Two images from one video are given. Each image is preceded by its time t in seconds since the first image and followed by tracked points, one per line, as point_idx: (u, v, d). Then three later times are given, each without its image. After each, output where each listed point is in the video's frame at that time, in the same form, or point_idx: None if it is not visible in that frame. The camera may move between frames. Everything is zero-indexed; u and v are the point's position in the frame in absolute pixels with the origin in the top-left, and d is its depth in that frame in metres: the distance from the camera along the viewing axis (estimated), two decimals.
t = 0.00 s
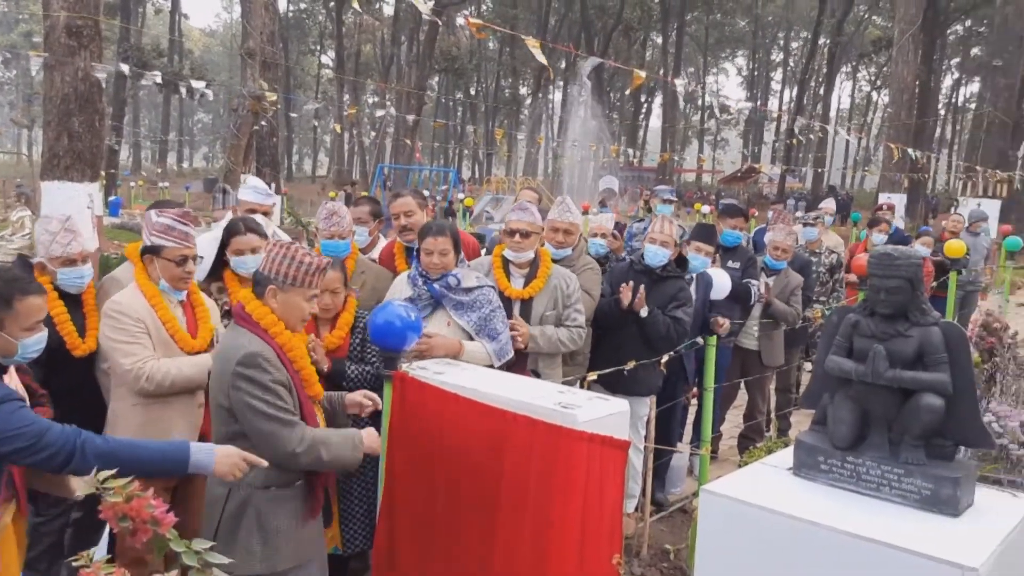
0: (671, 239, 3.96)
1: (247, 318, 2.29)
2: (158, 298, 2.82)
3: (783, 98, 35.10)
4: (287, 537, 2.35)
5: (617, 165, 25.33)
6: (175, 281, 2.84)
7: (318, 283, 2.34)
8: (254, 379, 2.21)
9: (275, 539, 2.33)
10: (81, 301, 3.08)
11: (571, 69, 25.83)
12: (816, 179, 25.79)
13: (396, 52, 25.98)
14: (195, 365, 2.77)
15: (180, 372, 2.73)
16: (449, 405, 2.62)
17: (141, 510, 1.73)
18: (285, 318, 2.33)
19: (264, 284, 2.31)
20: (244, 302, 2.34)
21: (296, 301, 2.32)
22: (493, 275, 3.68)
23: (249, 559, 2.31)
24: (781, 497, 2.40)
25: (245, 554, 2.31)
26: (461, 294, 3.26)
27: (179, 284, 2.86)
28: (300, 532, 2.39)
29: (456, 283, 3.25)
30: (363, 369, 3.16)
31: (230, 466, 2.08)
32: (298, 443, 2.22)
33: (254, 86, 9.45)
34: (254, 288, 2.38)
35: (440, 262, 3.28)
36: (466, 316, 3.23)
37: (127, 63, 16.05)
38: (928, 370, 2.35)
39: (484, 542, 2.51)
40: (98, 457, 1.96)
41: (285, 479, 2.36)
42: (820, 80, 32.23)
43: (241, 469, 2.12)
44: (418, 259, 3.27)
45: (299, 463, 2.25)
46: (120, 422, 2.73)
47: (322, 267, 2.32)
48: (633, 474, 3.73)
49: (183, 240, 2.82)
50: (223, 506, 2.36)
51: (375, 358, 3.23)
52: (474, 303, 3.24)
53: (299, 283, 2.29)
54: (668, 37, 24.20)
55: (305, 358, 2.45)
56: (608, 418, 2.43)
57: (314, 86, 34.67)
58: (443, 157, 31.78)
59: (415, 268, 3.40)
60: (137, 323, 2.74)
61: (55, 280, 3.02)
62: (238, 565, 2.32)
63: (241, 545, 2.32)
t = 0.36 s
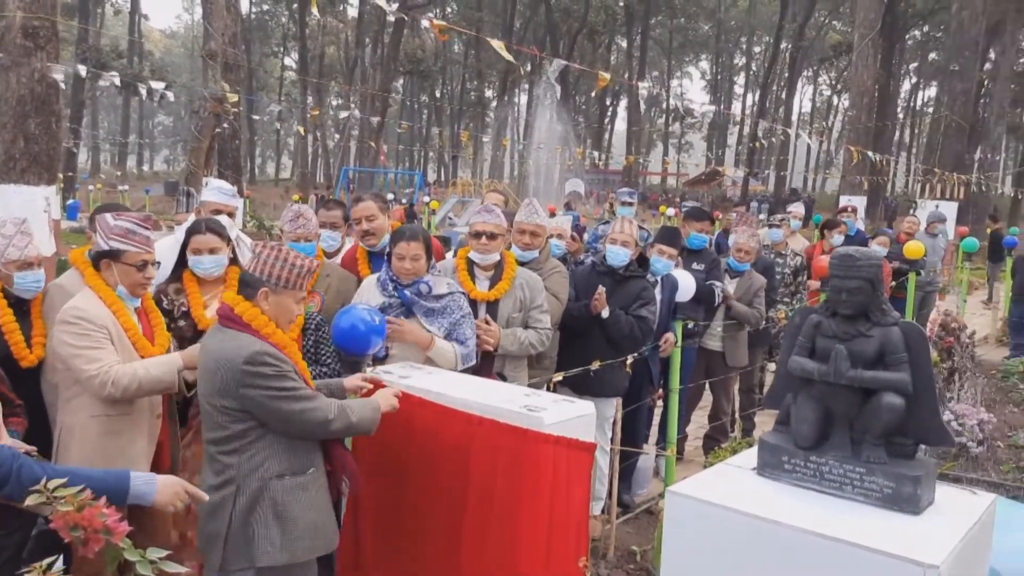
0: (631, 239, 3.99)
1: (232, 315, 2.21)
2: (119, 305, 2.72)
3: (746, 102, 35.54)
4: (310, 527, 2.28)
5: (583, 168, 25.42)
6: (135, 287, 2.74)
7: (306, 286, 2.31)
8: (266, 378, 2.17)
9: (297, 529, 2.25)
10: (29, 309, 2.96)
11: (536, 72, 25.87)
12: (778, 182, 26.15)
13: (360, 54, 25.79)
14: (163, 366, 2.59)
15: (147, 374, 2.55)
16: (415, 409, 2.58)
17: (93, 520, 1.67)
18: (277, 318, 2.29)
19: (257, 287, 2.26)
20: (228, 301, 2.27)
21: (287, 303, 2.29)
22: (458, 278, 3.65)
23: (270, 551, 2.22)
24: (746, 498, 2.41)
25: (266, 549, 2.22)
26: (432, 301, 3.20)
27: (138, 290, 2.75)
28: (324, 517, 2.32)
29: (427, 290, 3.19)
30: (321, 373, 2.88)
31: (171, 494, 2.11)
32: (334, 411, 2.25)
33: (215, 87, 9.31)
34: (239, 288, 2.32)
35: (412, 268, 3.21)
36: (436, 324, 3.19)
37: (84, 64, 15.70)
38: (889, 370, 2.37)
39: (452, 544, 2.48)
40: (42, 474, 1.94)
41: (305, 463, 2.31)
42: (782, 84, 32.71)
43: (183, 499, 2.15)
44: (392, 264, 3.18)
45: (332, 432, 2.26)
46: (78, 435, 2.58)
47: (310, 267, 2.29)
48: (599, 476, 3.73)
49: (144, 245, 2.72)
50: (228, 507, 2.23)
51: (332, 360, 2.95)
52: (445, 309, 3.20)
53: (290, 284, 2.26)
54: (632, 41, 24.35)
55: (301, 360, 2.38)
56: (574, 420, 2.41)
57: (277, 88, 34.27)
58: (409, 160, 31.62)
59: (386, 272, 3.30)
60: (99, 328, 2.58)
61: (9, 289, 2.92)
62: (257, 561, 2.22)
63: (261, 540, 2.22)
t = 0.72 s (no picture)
0: (604, 239, 4.00)
1: (221, 319, 2.19)
2: (97, 311, 2.65)
3: (721, 105, 35.83)
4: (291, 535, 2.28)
5: (560, 170, 25.45)
6: (112, 291, 2.67)
7: (295, 291, 2.30)
8: (256, 389, 2.14)
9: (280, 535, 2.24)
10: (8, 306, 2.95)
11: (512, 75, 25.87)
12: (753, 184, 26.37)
13: (336, 57, 25.64)
14: (141, 367, 2.51)
15: (123, 372, 2.49)
16: (393, 414, 2.56)
17: (73, 531, 1.63)
18: (266, 322, 2.28)
19: (244, 290, 2.25)
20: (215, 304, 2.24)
21: (276, 306, 2.28)
22: (437, 280, 3.63)
23: (259, 563, 2.20)
24: (728, 498, 2.42)
25: (256, 561, 2.20)
26: (397, 301, 3.20)
27: (116, 295, 2.68)
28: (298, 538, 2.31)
29: (394, 291, 3.19)
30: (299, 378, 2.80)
31: (142, 506, 2.05)
32: (310, 435, 2.17)
33: (189, 90, 9.21)
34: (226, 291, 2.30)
35: (374, 271, 3.19)
36: (405, 323, 3.18)
37: (54, 68, 15.46)
38: (867, 369, 2.40)
39: (430, 549, 2.46)
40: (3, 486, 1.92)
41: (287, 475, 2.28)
42: (756, 88, 33.01)
43: (154, 510, 2.09)
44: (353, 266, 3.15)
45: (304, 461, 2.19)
46: (55, 443, 2.52)
47: (299, 270, 2.28)
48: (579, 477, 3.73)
49: (123, 249, 2.63)
50: (219, 516, 2.22)
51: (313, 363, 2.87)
52: (412, 309, 3.19)
53: (279, 287, 2.25)
54: (608, 44, 24.43)
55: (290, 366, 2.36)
56: (554, 423, 2.40)
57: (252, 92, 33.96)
58: (386, 163, 31.47)
59: (348, 276, 3.28)
60: (74, 332, 2.52)
61: None
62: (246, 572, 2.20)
63: (249, 550, 2.20)
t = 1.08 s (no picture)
0: (586, 241, 4.01)
1: (209, 326, 2.19)
2: (80, 311, 2.61)
3: (702, 108, 36.07)
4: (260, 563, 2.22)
5: (542, 173, 25.51)
6: (94, 294, 2.64)
7: (285, 292, 2.27)
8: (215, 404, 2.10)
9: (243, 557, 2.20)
10: None
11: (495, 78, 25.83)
12: (735, 187, 26.54)
13: (317, 59, 25.52)
14: (137, 350, 2.48)
15: (118, 362, 2.44)
16: (378, 417, 2.55)
17: (52, 534, 1.61)
18: (251, 326, 2.26)
19: (228, 292, 2.24)
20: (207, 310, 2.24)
21: (261, 310, 2.25)
22: (418, 283, 3.60)
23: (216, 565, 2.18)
24: (713, 499, 2.43)
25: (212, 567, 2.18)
26: (358, 299, 3.21)
27: (98, 296, 2.65)
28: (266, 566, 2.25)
29: (352, 289, 3.20)
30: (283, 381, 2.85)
31: (149, 487, 1.97)
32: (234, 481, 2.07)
33: (169, 93, 9.15)
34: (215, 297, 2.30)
35: (333, 269, 3.21)
36: (366, 321, 3.18)
37: (33, 70, 15.28)
38: (850, 369, 2.42)
39: (415, 553, 2.45)
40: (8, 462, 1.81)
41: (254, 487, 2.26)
42: (737, 91, 33.26)
43: (162, 492, 2.01)
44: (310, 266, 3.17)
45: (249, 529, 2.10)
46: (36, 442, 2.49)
47: (288, 273, 2.25)
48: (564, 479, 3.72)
49: (104, 251, 2.62)
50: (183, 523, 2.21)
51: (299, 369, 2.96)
52: (372, 307, 3.19)
53: (262, 290, 2.22)
54: (590, 48, 24.49)
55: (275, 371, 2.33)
56: (537, 426, 2.40)
57: (233, 94, 33.71)
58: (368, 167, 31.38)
59: (305, 278, 3.26)
60: (58, 326, 2.49)
61: None
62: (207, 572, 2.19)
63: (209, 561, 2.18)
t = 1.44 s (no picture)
0: (570, 242, 4.01)
1: (192, 331, 2.22)
2: (65, 311, 2.57)
3: (685, 112, 36.28)
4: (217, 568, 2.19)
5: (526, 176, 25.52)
6: (82, 297, 2.62)
7: (262, 293, 2.25)
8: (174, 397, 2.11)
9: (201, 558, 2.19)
10: None
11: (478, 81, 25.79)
12: (717, 190, 26.68)
13: (299, 62, 25.39)
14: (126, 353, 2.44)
15: (105, 360, 2.41)
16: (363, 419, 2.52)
17: (35, 533, 1.59)
18: (225, 326, 2.25)
19: (205, 292, 2.25)
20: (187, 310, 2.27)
21: (237, 309, 2.22)
22: (397, 284, 3.58)
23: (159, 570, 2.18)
24: (699, 499, 2.43)
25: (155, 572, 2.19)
26: (325, 296, 3.21)
27: (85, 300, 2.63)
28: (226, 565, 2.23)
29: (319, 286, 3.20)
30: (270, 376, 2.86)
31: (150, 488, 1.96)
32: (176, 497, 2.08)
33: (151, 94, 9.09)
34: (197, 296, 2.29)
35: (297, 267, 3.19)
36: (336, 314, 3.19)
37: (12, 70, 15.09)
38: (835, 369, 2.44)
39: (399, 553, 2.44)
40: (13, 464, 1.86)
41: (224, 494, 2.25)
42: (719, 95, 33.47)
43: (165, 493, 2.00)
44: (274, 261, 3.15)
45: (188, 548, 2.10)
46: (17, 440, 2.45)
47: (265, 272, 2.22)
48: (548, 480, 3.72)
49: (97, 256, 2.62)
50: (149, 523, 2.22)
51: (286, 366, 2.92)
52: (339, 300, 3.20)
53: (238, 289, 2.20)
54: (574, 51, 24.51)
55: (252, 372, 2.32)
56: (522, 426, 2.40)
57: (214, 96, 33.45)
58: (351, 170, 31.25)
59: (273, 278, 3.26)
60: (44, 325, 2.46)
61: None
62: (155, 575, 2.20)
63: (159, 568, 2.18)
